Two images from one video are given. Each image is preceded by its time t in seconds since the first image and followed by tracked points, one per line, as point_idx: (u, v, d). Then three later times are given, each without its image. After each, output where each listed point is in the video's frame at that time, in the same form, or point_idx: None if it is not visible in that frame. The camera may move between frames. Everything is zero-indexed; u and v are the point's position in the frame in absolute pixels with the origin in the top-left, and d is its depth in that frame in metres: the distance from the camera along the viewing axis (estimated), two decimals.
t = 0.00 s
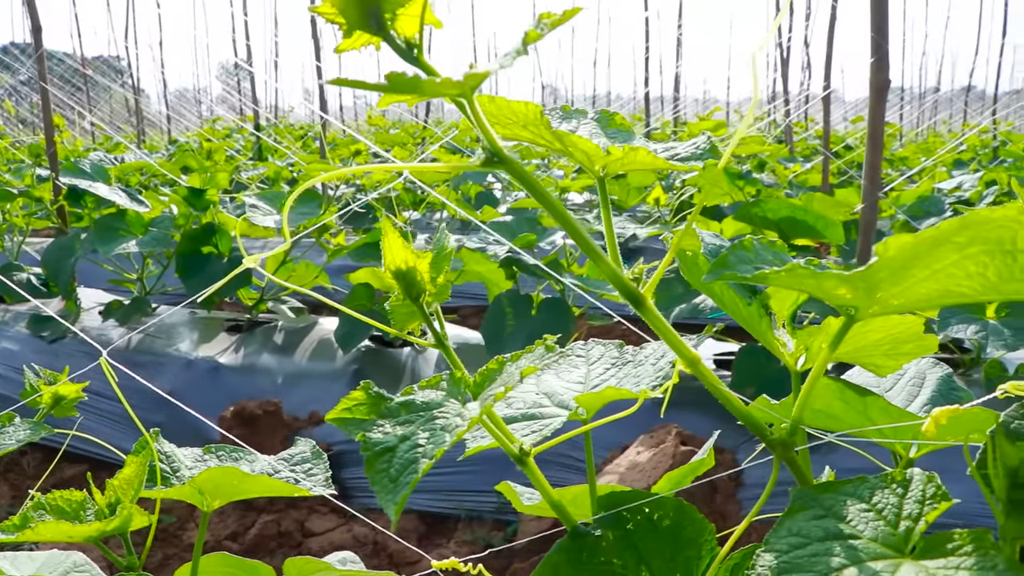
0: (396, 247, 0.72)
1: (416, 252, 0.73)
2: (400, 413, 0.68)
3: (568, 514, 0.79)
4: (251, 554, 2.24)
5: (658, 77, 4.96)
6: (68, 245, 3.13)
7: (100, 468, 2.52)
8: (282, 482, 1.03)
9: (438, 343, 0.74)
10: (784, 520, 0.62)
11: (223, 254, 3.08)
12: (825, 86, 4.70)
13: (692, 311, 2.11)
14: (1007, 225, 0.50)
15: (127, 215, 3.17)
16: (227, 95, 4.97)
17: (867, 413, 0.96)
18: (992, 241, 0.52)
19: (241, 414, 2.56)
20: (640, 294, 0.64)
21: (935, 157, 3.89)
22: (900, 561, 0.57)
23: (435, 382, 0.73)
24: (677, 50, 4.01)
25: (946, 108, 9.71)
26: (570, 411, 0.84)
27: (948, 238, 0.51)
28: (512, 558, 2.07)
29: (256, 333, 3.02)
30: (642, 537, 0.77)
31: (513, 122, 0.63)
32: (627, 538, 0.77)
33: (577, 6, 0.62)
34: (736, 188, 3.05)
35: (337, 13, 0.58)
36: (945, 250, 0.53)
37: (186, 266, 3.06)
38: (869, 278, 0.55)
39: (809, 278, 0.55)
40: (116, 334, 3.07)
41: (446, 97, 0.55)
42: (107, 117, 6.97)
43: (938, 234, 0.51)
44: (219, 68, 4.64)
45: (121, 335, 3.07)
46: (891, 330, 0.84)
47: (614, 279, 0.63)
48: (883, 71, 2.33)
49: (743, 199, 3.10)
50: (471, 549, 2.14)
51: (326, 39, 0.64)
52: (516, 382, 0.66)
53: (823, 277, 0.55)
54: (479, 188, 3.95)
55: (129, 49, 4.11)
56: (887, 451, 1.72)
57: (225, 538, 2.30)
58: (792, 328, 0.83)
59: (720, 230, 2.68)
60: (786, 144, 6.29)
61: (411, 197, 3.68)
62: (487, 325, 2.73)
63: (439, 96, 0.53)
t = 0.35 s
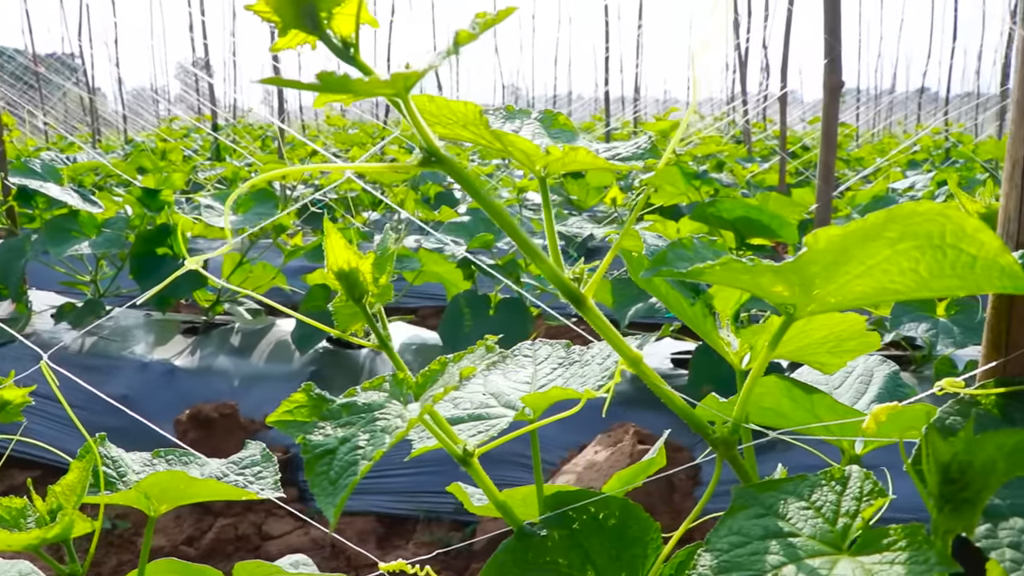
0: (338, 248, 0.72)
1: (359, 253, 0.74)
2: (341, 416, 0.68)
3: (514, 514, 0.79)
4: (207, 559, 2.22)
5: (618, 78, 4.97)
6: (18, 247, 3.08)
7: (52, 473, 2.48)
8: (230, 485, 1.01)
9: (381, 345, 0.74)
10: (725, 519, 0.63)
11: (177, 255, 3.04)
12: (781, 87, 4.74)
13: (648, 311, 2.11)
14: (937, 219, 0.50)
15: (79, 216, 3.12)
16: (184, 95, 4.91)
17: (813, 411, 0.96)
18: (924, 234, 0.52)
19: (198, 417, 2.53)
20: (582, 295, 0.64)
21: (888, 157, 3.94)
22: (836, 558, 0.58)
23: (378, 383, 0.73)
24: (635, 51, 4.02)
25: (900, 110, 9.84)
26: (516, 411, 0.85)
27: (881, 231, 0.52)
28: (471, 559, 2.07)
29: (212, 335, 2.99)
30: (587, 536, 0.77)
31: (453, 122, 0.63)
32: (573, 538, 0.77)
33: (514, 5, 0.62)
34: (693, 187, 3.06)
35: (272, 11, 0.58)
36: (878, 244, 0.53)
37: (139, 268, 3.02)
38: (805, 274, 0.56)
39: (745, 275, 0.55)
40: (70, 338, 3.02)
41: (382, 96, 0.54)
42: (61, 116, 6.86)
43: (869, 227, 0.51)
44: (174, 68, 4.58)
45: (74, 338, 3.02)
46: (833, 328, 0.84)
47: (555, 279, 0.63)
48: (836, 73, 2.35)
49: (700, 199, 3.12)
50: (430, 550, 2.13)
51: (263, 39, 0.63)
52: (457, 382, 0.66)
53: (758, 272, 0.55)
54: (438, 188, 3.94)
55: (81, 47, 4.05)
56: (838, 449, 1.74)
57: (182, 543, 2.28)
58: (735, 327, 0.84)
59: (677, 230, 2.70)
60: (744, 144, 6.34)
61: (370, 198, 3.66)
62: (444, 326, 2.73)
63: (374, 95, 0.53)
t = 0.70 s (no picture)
0: (274, 249, 0.71)
1: (295, 254, 0.73)
2: (276, 419, 0.67)
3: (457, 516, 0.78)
4: (163, 565, 2.18)
5: (578, 76, 4.97)
6: None
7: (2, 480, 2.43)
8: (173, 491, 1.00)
9: (319, 347, 0.73)
10: (665, 519, 0.62)
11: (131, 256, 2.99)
12: (740, 86, 4.77)
13: (605, 308, 2.11)
14: (869, 215, 0.50)
15: (30, 217, 3.07)
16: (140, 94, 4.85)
17: (762, 408, 0.96)
18: (858, 230, 0.51)
19: (153, 420, 2.49)
20: (519, 293, 0.63)
21: (844, 154, 3.97)
22: (774, 558, 0.57)
23: (316, 386, 0.73)
24: (595, 49, 4.02)
25: (858, 108, 9.92)
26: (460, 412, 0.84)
27: (815, 228, 0.51)
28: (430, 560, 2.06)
29: (168, 337, 2.95)
30: (530, 537, 0.77)
31: (386, 120, 0.62)
32: (515, 540, 0.76)
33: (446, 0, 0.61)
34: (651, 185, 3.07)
35: (196, 8, 0.57)
36: (812, 241, 0.53)
37: (92, 269, 2.97)
38: (739, 271, 0.55)
39: (679, 272, 0.54)
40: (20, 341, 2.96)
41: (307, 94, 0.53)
42: (15, 116, 6.75)
43: (801, 223, 0.51)
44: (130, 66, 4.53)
45: (25, 342, 2.96)
46: (778, 325, 0.84)
47: (490, 278, 0.62)
48: (791, 71, 2.36)
49: (659, 196, 3.12)
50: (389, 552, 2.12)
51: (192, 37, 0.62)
52: (393, 383, 0.65)
53: (692, 269, 0.54)
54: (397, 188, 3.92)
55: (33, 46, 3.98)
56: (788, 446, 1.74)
57: (137, 550, 2.24)
58: (680, 325, 0.83)
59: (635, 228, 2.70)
60: (704, 143, 6.36)
61: (329, 198, 3.64)
62: (401, 327, 2.72)
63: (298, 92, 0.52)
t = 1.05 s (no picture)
0: (200, 253, 0.70)
1: (222, 256, 0.71)
2: (201, 424, 0.65)
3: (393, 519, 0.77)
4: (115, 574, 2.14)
5: (536, 75, 4.96)
6: None
7: None
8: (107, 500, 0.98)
9: (247, 352, 0.72)
10: (596, 520, 0.60)
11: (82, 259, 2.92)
12: (696, 83, 4.78)
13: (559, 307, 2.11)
14: (791, 214, 0.49)
15: None
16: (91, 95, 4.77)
17: (705, 405, 0.94)
18: (782, 228, 0.50)
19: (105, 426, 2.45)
20: (445, 294, 0.63)
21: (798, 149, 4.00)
22: (702, 559, 0.57)
23: (244, 390, 0.71)
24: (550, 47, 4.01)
25: (814, 105, 10.00)
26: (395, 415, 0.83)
27: (736, 227, 0.50)
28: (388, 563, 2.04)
29: (120, 341, 2.91)
30: (466, 541, 0.76)
31: (308, 120, 0.61)
32: (452, 543, 0.76)
33: None
34: (606, 183, 3.07)
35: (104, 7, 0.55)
36: (736, 239, 0.51)
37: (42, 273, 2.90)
38: (662, 271, 0.54)
39: (599, 272, 0.53)
40: None
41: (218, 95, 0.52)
42: None
43: (722, 220, 0.49)
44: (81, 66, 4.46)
45: None
46: (717, 323, 0.81)
47: (415, 280, 0.62)
48: (743, 68, 2.37)
49: (613, 194, 3.12)
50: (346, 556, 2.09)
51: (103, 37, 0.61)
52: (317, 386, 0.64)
53: (613, 269, 0.53)
54: (354, 187, 3.89)
55: None
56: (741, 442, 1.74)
57: (88, 558, 2.20)
58: (616, 324, 0.82)
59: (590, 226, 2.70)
60: (662, 140, 6.38)
61: (284, 199, 3.60)
62: (356, 327, 2.69)
63: (207, 92, 0.50)
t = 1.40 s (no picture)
0: (141, 261, 0.68)
1: (164, 264, 0.70)
2: (141, 436, 0.64)
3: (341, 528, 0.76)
4: None
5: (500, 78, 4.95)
6: None
7: None
8: (54, 511, 0.95)
9: (191, 361, 0.71)
10: (544, 528, 0.59)
11: (39, 266, 2.86)
12: (660, 85, 4.80)
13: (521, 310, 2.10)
14: (732, 214, 0.48)
15: None
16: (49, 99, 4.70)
17: (660, 408, 0.94)
18: (724, 230, 0.49)
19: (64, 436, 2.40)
20: (389, 302, 0.63)
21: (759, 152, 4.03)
22: (649, 567, 0.56)
23: (187, 400, 0.69)
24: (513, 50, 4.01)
25: (778, 107, 10.06)
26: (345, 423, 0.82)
27: (678, 229, 0.49)
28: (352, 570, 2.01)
29: (80, 349, 2.86)
30: (417, 550, 0.75)
31: (246, 125, 0.60)
32: (402, 552, 0.75)
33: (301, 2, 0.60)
34: (570, 186, 3.07)
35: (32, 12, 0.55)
36: (677, 242, 0.51)
37: None
38: (603, 274, 0.53)
39: (539, 277, 0.52)
40: None
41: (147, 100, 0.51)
42: None
43: (663, 222, 0.49)
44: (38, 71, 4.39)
45: None
46: (670, 327, 0.81)
47: (357, 287, 0.61)
48: (704, 71, 2.38)
49: (576, 197, 3.13)
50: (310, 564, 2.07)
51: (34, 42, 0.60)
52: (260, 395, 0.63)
53: (552, 273, 0.52)
54: (318, 192, 3.86)
55: None
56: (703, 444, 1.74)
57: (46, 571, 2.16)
58: (567, 328, 0.81)
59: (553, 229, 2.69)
60: (628, 143, 6.40)
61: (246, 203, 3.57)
62: (318, 333, 2.64)
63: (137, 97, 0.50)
